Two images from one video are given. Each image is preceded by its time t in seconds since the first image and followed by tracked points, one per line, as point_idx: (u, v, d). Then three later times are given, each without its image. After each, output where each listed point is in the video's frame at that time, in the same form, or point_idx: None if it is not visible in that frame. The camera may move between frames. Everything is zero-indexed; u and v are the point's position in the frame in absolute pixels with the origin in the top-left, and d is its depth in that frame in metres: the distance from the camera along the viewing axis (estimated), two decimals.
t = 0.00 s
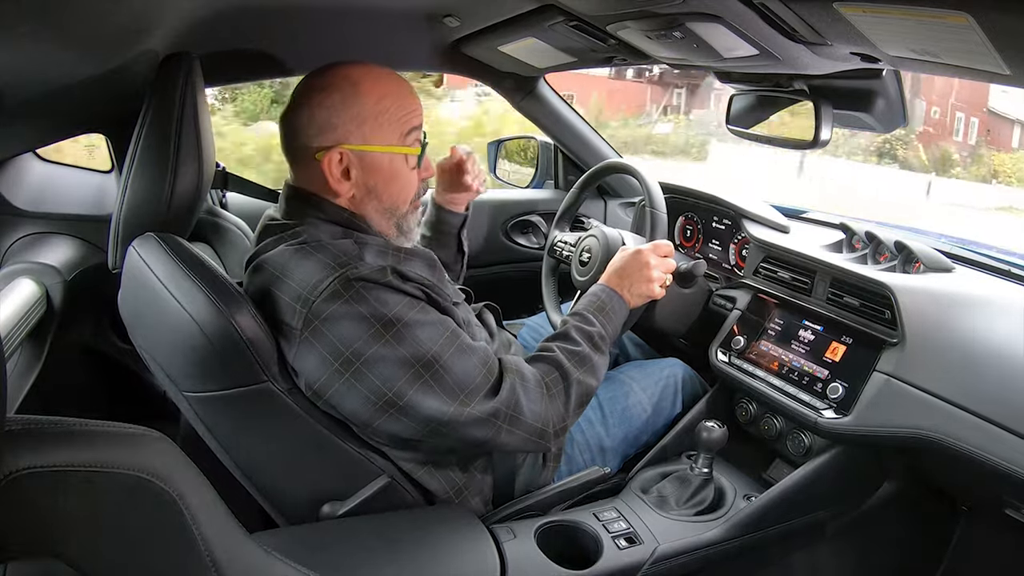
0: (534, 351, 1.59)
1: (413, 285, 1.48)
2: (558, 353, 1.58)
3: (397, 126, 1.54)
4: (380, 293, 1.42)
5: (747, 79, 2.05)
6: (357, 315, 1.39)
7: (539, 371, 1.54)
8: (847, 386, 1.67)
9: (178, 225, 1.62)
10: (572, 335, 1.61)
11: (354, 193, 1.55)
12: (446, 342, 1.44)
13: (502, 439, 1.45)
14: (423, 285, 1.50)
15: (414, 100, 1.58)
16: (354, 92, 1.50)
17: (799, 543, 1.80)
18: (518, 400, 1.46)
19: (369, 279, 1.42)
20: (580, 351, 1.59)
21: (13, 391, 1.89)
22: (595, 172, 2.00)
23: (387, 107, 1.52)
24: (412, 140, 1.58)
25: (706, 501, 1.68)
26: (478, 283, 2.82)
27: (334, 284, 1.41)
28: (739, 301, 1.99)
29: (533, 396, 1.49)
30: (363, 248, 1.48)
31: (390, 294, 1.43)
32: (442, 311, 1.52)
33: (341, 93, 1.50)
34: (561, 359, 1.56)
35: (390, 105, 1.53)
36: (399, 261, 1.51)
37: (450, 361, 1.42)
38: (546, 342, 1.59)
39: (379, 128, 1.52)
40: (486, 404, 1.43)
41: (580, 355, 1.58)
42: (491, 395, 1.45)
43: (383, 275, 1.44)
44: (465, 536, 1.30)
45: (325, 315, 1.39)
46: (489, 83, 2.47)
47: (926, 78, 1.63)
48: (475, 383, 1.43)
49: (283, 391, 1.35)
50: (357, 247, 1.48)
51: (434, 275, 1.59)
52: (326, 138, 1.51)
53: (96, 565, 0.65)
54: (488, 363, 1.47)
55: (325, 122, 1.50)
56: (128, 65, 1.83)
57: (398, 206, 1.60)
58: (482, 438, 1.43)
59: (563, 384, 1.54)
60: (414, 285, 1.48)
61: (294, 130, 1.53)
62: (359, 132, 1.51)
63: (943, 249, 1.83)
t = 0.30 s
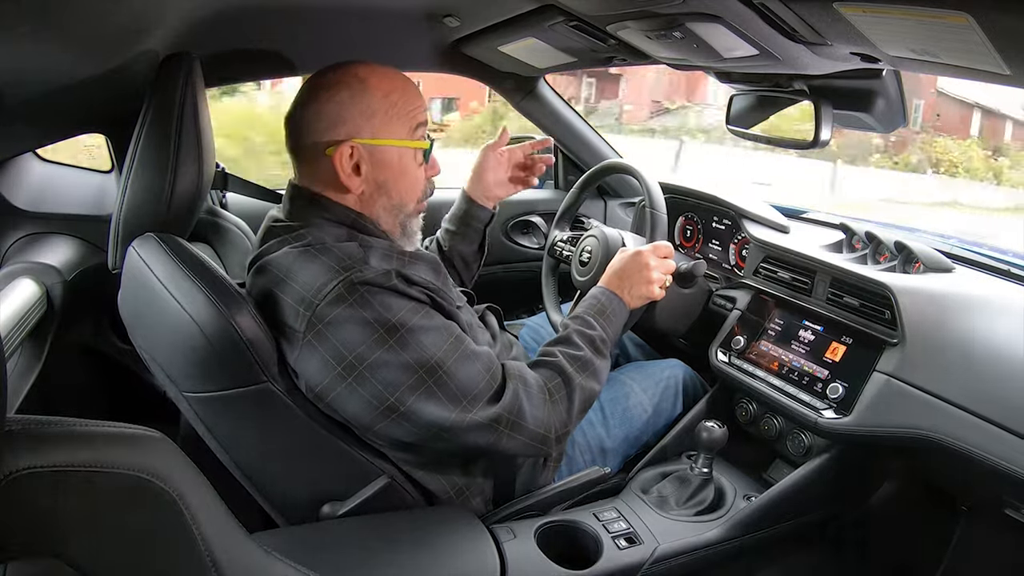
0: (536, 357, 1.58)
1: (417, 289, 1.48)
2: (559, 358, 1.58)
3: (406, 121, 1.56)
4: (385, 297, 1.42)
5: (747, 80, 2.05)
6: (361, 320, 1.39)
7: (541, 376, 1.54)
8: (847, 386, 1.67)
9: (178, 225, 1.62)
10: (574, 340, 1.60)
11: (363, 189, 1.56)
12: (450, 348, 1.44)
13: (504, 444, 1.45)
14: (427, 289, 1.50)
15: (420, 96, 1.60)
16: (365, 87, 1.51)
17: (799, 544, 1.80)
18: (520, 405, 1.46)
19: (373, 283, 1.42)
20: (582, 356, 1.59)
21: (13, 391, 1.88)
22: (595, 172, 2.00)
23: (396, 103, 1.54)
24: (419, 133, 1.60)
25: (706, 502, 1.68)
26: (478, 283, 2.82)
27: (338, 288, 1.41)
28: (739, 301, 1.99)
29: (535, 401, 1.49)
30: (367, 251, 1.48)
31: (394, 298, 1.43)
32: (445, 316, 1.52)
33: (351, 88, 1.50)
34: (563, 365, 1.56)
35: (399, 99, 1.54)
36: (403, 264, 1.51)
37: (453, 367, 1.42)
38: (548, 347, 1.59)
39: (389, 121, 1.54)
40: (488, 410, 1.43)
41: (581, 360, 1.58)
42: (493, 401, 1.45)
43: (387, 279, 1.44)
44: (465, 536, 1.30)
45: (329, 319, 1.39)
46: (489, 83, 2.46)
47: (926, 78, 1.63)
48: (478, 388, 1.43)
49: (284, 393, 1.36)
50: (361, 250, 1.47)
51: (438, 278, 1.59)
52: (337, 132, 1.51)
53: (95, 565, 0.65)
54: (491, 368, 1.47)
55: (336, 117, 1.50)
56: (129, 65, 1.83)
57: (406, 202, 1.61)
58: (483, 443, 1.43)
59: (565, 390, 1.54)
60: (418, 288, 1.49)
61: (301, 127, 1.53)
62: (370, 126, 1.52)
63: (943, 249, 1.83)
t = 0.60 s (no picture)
0: (536, 358, 1.59)
1: (419, 290, 1.49)
2: (559, 360, 1.58)
3: (410, 123, 1.56)
4: (387, 299, 1.42)
5: (747, 80, 2.05)
6: (362, 322, 1.39)
7: (541, 379, 1.54)
8: (847, 386, 1.67)
9: (178, 225, 1.62)
10: (573, 343, 1.60)
11: (366, 189, 1.56)
12: (450, 350, 1.44)
13: (503, 447, 1.45)
14: (429, 290, 1.51)
15: (424, 97, 1.60)
16: (371, 87, 1.51)
17: (799, 544, 1.80)
18: (519, 408, 1.46)
19: (375, 285, 1.42)
20: (582, 359, 1.59)
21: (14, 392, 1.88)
22: (595, 172, 2.00)
23: (400, 103, 1.54)
24: (423, 135, 1.60)
25: (706, 502, 1.68)
26: (478, 283, 2.82)
27: (340, 289, 1.41)
28: (739, 301, 1.99)
29: (535, 404, 1.49)
30: (369, 252, 1.48)
31: (396, 300, 1.43)
32: (446, 318, 1.52)
33: (356, 87, 1.50)
34: (563, 368, 1.56)
35: (404, 100, 1.55)
36: (404, 266, 1.51)
37: (454, 369, 1.42)
38: (548, 348, 1.59)
39: (393, 122, 1.54)
40: (487, 413, 1.43)
41: (581, 362, 1.58)
42: (493, 404, 1.45)
43: (389, 281, 1.44)
44: (465, 536, 1.30)
45: (331, 320, 1.39)
46: (489, 82, 2.46)
47: (926, 77, 1.63)
48: (479, 391, 1.44)
49: (283, 393, 1.36)
50: (363, 251, 1.48)
51: (439, 278, 1.60)
52: (341, 132, 1.51)
53: (95, 565, 0.65)
54: (491, 371, 1.47)
55: (340, 116, 1.50)
56: (129, 65, 1.83)
57: (409, 202, 1.61)
58: (482, 445, 1.43)
59: (564, 393, 1.54)
60: (419, 290, 1.49)
61: (306, 125, 1.52)
62: (375, 126, 1.52)
63: (943, 249, 1.83)
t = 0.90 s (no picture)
0: (533, 355, 1.59)
1: (411, 288, 1.48)
2: (557, 356, 1.57)
3: (380, 119, 1.54)
4: (379, 295, 1.42)
5: (747, 80, 2.05)
6: (356, 318, 1.39)
7: (538, 373, 1.54)
8: (847, 386, 1.67)
9: (177, 225, 1.61)
10: (572, 338, 1.61)
11: (338, 185, 1.56)
12: (445, 345, 1.44)
13: (501, 441, 1.45)
14: (422, 287, 1.50)
15: (402, 94, 1.57)
16: (340, 84, 1.51)
17: (799, 544, 1.80)
18: (517, 402, 1.45)
19: (367, 282, 1.42)
20: (579, 354, 1.58)
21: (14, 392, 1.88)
22: (595, 173, 2.00)
23: (369, 98, 1.53)
24: (396, 132, 1.56)
25: (706, 502, 1.68)
26: (478, 284, 2.82)
27: (334, 286, 1.41)
28: (739, 301, 1.99)
29: (532, 398, 1.49)
30: (362, 250, 1.50)
31: (389, 296, 1.43)
32: (441, 314, 1.52)
33: (324, 85, 1.52)
34: (560, 362, 1.56)
35: (374, 96, 1.53)
36: (397, 263, 1.53)
37: (449, 363, 1.42)
38: (545, 345, 1.59)
39: (361, 118, 1.52)
40: (485, 406, 1.42)
41: (580, 358, 1.58)
42: (490, 397, 1.45)
43: (382, 277, 1.44)
44: (465, 536, 1.29)
45: (325, 318, 1.39)
46: (489, 83, 2.46)
47: (926, 77, 1.63)
48: (475, 384, 1.44)
49: (282, 393, 1.35)
50: (356, 249, 1.49)
51: (432, 278, 1.62)
52: (309, 129, 1.52)
53: (95, 565, 0.65)
54: (487, 364, 1.47)
55: (308, 114, 1.52)
56: (128, 65, 1.83)
57: (383, 200, 1.59)
58: (480, 440, 1.42)
59: (562, 387, 1.54)
60: (413, 287, 1.49)
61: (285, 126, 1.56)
62: (341, 122, 1.52)
63: (943, 249, 1.83)
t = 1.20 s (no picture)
0: (534, 354, 1.59)
1: (413, 288, 1.48)
2: (558, 355, 1.57)
3: (396, 119, 1.56)
4: (380, 296, 1.42)
5: (747, 80, 2.05)
6: (357, 318, 1.39)
7: (539, 373, 1.54)
8: (847, 386, 1.67)
9: (177, 225, 1.61)
10: (573, 338, 1.60)
11: (357, 189, 1.56)
12: (446, 345, 1.44)
13: (502, 442, 1.45)
14: (424, 287, 1.50)
15: (410, 93, 1.60)
16: (353, 88, 1.51)
17: (799, 544, 1.80)
18: (518, 402, 1.45)
19: (369, 282, 1.42)
20: (581, 354, 1.58)
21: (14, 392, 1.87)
22: (595, 173, 2.00)
23: (383, 100, 1.54)
24: (410, 130, 1.59)
25: (706, 502, 1.68)
26: (478, 284, 2.82)
27: (334, 287, 1.41)
28: (739, 301, 1.99)
29: (533, 398, 1.49)
30: (363, 251, 1.49)
31: (390, 296, 1.43)
32: (442, 314, 1.52)
33: (336, 88, 1.51)
34: (562, 362, 1.56)
35: (388, 98, 1.54)
36: (399, 263, 1.52)
37: (451, 364, 1.42)
38: (546, 345, 1.59)
39: (378, 120, 1.54)
40: (486, 406, 1.42)
41: (581, 358, 1.58)
42: (491, 397, 1.45)
43: (383, 277, 1.44)
44: (465, 536, 1.29)
45: (326, 318, 1.39)
46: (489, 83, 2.46)
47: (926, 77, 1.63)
48: (476, 385, 1.43)
49: (282, 394, 1.35)
50: (357, 249, 1.48)
51: (434, 276, 1.61)
52: (325, 134, 1.51)
53: (95, 565, 0.65)
54: (488, 364, 1.47)
55: (322, 117, 1.51)
56: (129, 66, 1.83)
57: (399, 200, 1.61)
58: (481, 440, 1.42)
59: (563, 387, 1.54)
60: (414, 287, 1.49)
61: (292, 130, 1.54)
62: (359, 125, 1.52)
63: (943, 249, 1.83)
